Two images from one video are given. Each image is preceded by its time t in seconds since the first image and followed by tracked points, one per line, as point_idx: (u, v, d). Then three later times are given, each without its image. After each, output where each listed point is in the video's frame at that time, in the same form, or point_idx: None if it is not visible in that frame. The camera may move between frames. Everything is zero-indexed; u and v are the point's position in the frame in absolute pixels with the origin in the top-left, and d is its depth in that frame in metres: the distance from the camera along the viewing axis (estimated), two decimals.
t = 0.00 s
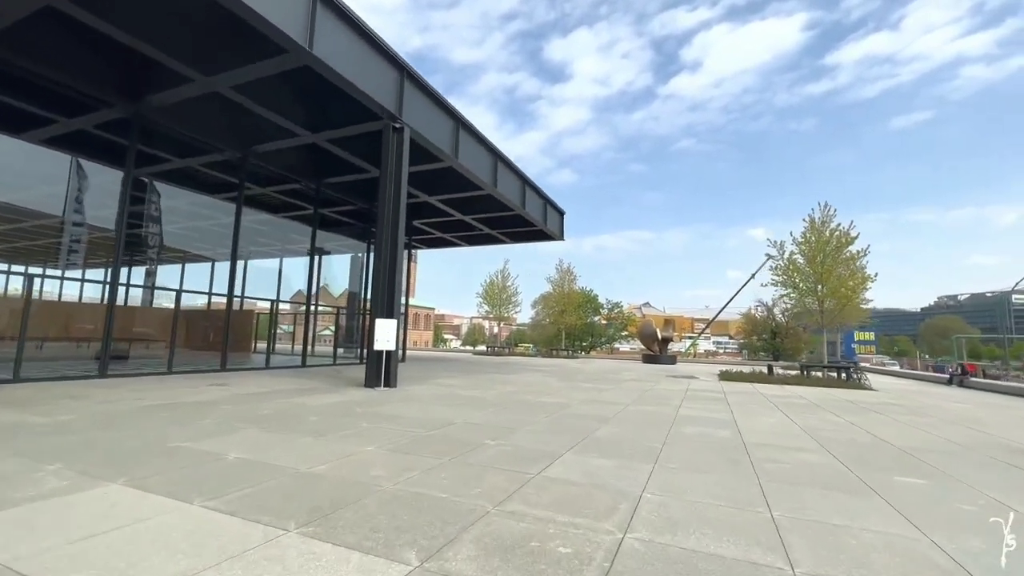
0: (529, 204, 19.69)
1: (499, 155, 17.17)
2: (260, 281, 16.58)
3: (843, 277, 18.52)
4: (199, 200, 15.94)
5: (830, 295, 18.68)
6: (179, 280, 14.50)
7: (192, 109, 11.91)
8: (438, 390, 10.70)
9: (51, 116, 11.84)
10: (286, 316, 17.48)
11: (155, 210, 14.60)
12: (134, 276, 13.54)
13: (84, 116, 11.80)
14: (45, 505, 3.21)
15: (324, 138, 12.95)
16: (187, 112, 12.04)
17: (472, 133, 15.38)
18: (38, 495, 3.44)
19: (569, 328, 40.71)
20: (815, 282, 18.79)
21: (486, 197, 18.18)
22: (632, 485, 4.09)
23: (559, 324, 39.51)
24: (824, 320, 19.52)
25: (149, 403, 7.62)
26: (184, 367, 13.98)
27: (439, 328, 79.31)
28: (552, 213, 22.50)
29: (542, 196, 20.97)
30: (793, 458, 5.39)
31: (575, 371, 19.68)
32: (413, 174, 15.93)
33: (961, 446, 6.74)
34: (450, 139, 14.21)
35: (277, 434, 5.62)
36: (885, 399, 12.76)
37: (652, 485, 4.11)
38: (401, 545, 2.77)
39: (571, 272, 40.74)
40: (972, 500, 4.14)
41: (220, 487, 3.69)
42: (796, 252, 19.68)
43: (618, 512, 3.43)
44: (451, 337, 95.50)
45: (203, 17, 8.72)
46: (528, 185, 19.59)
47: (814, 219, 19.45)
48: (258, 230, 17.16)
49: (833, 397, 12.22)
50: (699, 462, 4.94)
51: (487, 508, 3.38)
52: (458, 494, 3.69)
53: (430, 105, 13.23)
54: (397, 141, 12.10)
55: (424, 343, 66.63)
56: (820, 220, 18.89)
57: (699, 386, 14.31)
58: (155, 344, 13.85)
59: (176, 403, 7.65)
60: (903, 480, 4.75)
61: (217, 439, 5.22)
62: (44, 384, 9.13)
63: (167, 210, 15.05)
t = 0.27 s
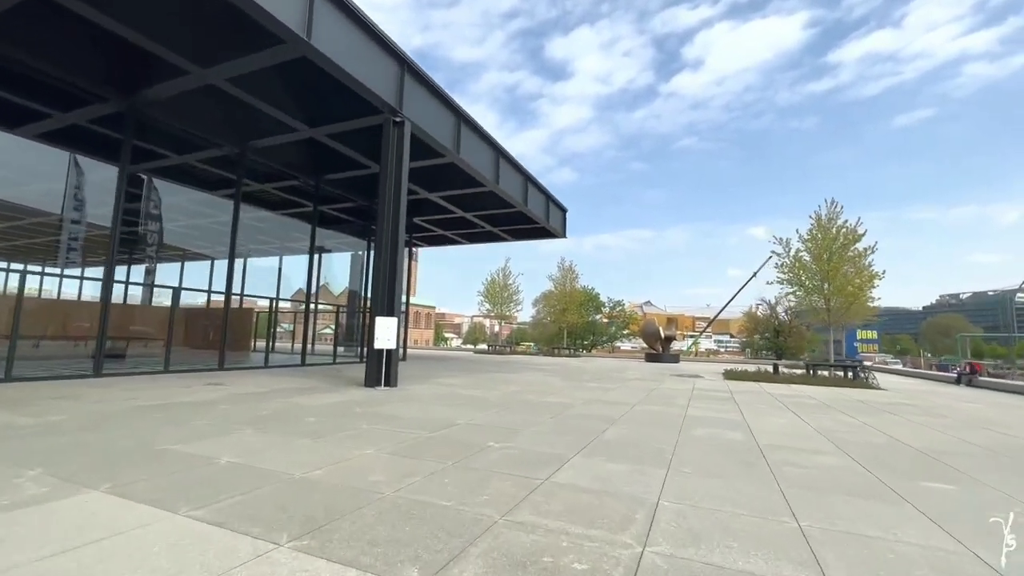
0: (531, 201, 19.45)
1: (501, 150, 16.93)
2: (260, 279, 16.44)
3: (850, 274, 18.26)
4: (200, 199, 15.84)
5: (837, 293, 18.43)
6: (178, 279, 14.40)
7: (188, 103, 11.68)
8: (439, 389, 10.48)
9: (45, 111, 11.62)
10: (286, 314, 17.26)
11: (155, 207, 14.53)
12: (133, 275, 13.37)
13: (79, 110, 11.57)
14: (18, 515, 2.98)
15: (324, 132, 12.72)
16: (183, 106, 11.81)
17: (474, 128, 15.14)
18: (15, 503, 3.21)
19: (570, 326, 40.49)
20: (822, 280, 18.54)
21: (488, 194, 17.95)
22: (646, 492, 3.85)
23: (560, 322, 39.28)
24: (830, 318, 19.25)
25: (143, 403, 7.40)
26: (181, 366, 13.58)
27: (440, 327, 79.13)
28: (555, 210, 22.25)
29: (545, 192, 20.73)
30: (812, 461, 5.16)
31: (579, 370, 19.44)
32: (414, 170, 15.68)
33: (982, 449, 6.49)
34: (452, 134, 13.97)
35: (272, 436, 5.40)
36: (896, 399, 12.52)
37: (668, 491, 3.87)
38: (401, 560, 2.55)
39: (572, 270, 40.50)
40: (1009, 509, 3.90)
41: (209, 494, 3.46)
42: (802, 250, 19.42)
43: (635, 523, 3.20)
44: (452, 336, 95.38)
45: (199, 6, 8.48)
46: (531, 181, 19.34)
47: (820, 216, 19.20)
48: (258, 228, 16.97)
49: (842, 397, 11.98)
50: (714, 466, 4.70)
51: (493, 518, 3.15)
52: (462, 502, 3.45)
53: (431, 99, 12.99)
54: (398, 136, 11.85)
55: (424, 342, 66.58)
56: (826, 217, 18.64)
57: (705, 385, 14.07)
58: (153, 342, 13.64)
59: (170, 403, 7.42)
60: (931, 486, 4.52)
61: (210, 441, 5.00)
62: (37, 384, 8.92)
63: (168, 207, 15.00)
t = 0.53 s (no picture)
0: (534, 199, 19.20)
1: (504, 147, 16.70)
2: (261, 278, 16.26)
3: (859, 273, 17.96)
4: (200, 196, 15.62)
5: (846, 292, 18.13)
6: (178, 278, 14.22)
7: (186, 98, 11.46)
8: (442, 390, 10.25)
9: (41, 106, 11.40)
10: (287, 313, 17.04)
11: (156, 206, 14.44)
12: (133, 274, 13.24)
13: (75, 106, 11.36)
14: None
15: (324, 128, 12.48)
16: (181, 101, 11.58)
17: (476, 124, 14.88)
18: None
19: (573, 326, 40.21)
20: (830, 279, 18.27)
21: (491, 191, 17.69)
22: (665, 503, 3.62)
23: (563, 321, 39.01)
24: (838, 318, 18.95)
25: (136, 405, 7.17)
26: (179, 365, 13.33)
27: (441, 326, 78.90)
28: (558, 208, 22.00)
29: (548, 190, 20.48)
30: (835, 468, 4.90)
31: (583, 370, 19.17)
32: (416, 167, 15.43)
33: (1009, 454, 6.24)
34: (454, 129, 13.71)
35: (268, 440, 5.17)
36: (908, 400, 12.26)
37: (688, 502, 3.63)
38: None
39: (575, 269, 40.21)
40: None
41: (198, 506, 3.23)
42: (810, 248, 19.14)
43: (656, 539, 2.96)
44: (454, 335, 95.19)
45: None
46: (534, 179, 19.09)
47: (828, 213, 18.91)
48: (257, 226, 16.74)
49: (854, 398, 11.72)
50: (733, 475, 4.46)
51: (504, 534, 2.92)
52: (470, 515, 3.21)
53: (433, 94, 12.73)
54: (399, 131, 11.60)
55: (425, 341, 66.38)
56: (835, 214, 18.34)
57: (713, 386, 13.81)
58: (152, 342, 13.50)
59: (165, 405, 7.19)
60: (964, 495, 4.28)
61: (202, 447, 4.76)
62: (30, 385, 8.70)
63: (169, 206, 14.88)
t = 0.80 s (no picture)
0: (538, 196, 18.96)
1: (507, 144, 16.46)
2: (263, 277, 16.14)
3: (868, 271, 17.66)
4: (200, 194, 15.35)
5: (855, 290, 17.84)
6: (179, 276, 14.13)
7: (184, 92, 11.25)
8: (444, 390, 10.03)
9: (38, 102, 11.20)
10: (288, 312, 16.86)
11: (157, 204, 14.39)
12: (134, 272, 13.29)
13: (73, 102, 11.17)
14: None
15: (324, 123, 12.25)
16: (179, 96, 11.38)
17: (479, 120, 14.63)
18: None
19: (576, 325, 39.96)
20: (838, 277, 18.00)
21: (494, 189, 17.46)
22: (682, 513, 3.39)
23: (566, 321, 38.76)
24: (847, 317, 18.65)
25: (131, 406, 6.97)
26: (178, 365, 13.14)
27: (444, 326, 78.73)
28: (562, 206, 21.75)
29: (551, 188, 20.23)
30: (858, 474, 4.66)
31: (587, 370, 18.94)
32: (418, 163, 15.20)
33: None
34: (456, 125, 13.47)
35: (263, 444, 4.95)
36: (921, 401, 11.99)
37: (708, 513, 3.39)
38: None
39: (578, 268, 39.95)
40: None
41: (184, 517, 3.01)
42: (818, 246, 18.85)
43: (678, 554, 2.73)
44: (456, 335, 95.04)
45: None
46: (537, 176, 18.85)
47: (837, 211, 18.61)
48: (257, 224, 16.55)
49: (866, 399, 11.47)
50: (752, 480, 4.23)
51: (512, 549, 2.69)
52: (475, 527, 2.99)
53: (436, 89, 12.50)
54: (401, 125, 11.37)
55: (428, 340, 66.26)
56: (844, 211, 18.04)
57: (720, 386, 13.55)
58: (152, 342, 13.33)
59: (160, 406, 6.99)
60: (998, 503, 4.04)
61: (194, 451, 4.55)
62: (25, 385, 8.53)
63: (170, 205, 14.74)
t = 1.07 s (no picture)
0: (542, 195, 18.70)
1: (512, 142, 16.21)
2: (266, 277, 16.01)
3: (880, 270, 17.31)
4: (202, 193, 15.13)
5: (866, 290, 17.49)
6: (183, 276, 13.67)
7: (183, 89, 11.06)
8: (448, 393, 9.79)
9: (38, 100, 11.04)
10: (290, 313, 16.69)
11: (161, 204, 14.30)
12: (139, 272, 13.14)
13: (72, 99, 11.00)
14: None
15: (326, 120, 12.04)
16: (178, 93, 11.19)
17: (483, 117, 14.41)
18: None
19: (580, 326, 39.66)
20: (849, 277, 17.65)
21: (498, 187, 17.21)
22: (705, 532, 3.13)
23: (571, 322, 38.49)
24: (858, 317, 18.29)
25: (126, 410, 6.77)
26: (178, 366, 12.92)
27: (447, 326, 78.58)
28: (566, 205, 21.49)
29: (556, 186, 19.98)
30: (887, 485, 4.39)
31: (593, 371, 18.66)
32: (421, 162, 14.98)
33: None
34: (460, 122, 13.23)
35: (259, 452, 4.73)
36: (937, 404, 11.67)
37: (734, 532, 3.14)
38: None
39: (583, 269, 39.67)
40: None
41: (167, 539, 2.78)
42: (828, 245, 18.53)
43: None
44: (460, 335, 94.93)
45: None
46: (542, 175, 18.60)
47: (848, 209, 18.29)
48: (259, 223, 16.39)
49: (881, 402, 11.15)
50: (777, 493, 3.96)
51: None
52: (483, 549, 2.74)
53: (439, 85, 12.28)
54: (403, 122, 11.14)
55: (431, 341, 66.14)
56: (855, 210, 17.72)
57: (730, 388, 13.25)
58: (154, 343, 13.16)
59: (156, 410, 6.79)
60: None
61: (186, 460, 4.33)
62: (21, 388, 8.36)
63: (174, 204, 14.67)
